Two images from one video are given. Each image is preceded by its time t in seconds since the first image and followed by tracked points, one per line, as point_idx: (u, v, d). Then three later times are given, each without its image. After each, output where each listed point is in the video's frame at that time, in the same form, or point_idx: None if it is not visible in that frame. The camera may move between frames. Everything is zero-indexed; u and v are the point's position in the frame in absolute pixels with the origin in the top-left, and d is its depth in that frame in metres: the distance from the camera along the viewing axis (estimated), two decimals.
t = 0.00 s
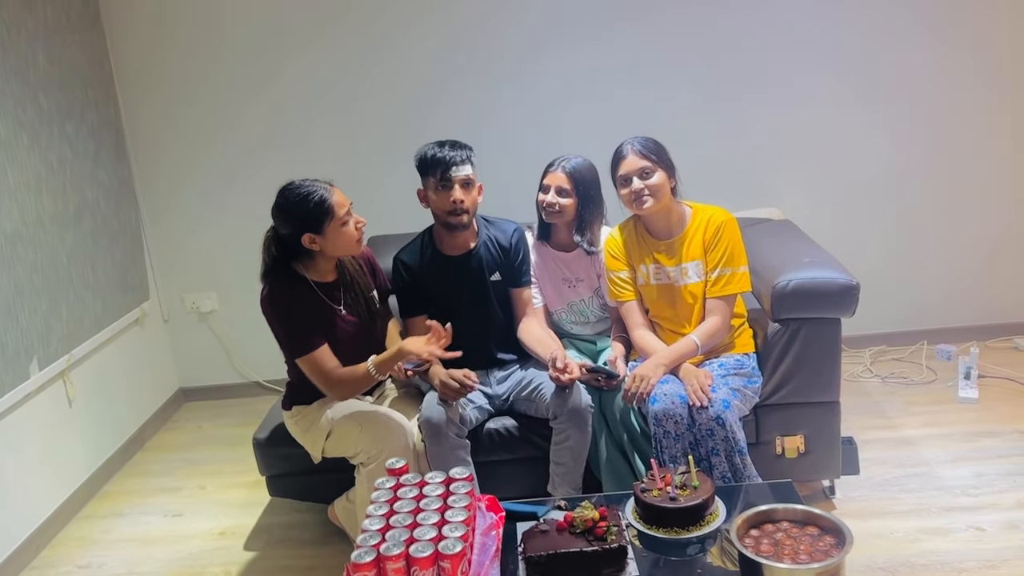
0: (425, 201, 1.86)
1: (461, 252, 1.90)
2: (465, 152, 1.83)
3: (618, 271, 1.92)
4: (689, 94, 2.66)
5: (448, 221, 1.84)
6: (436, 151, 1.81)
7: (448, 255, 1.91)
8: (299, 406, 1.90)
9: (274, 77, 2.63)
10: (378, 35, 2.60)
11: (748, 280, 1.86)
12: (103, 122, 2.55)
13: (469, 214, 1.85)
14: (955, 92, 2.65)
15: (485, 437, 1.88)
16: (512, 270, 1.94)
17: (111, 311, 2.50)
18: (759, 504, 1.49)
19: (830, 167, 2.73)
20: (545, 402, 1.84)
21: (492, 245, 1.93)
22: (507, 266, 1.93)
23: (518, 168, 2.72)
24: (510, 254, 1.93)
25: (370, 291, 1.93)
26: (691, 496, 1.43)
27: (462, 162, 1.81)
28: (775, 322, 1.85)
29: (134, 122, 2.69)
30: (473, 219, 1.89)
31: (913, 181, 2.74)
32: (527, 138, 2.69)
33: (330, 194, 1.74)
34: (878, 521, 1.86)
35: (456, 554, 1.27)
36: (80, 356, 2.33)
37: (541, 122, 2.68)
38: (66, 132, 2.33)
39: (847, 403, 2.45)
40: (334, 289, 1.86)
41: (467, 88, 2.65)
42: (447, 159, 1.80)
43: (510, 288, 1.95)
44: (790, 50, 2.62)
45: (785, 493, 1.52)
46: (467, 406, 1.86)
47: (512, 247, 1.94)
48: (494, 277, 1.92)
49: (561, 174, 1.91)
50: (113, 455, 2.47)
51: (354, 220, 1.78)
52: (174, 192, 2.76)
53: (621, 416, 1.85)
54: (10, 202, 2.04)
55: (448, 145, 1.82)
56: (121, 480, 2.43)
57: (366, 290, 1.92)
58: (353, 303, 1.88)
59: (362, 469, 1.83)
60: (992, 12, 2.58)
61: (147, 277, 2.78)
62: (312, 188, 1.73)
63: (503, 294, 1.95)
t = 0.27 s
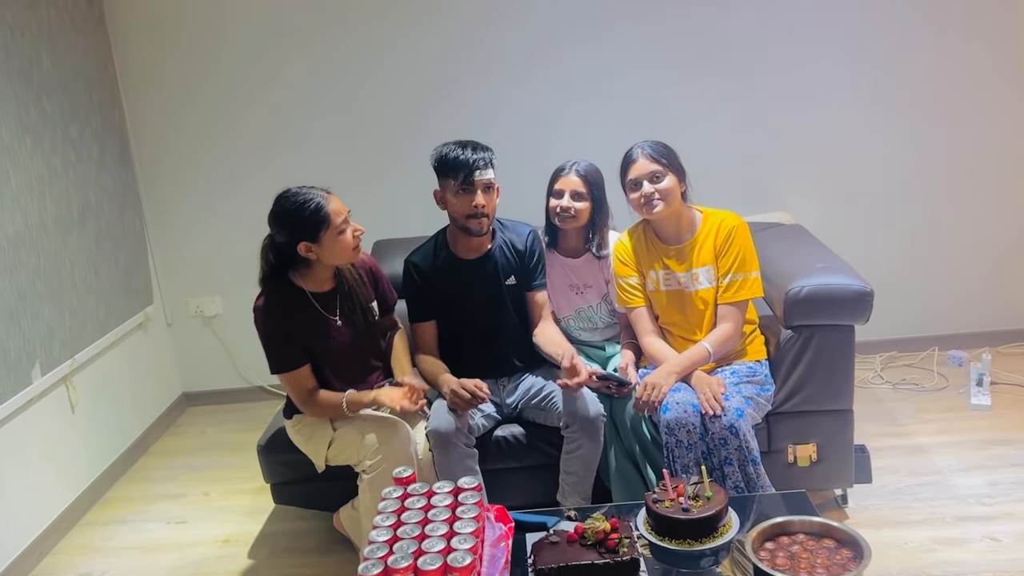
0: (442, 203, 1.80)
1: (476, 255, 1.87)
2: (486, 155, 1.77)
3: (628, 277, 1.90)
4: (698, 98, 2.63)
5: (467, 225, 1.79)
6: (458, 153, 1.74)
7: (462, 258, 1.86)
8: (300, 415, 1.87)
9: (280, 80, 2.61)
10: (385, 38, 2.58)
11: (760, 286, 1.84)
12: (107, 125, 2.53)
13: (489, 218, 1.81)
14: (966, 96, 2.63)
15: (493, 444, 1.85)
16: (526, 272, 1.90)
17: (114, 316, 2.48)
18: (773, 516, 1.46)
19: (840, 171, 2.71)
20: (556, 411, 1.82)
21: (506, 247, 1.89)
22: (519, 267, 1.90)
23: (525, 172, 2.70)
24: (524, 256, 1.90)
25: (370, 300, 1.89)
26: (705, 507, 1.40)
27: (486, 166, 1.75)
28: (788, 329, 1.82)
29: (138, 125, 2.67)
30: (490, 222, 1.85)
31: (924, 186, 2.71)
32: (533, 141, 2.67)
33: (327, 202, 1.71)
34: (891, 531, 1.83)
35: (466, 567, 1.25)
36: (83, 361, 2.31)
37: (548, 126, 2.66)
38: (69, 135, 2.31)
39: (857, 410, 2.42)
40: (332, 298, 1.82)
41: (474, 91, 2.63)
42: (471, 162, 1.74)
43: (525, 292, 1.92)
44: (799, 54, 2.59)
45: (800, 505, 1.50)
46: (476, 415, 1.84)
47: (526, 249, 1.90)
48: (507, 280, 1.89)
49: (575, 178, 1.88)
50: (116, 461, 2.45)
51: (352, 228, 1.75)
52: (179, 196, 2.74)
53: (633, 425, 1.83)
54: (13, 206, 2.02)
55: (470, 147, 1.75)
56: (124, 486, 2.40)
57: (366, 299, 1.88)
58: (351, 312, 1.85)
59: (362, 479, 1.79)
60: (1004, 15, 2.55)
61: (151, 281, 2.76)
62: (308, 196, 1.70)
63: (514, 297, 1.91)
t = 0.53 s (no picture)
0: (453, 199, 1.78)
1: (486, 251, 1.85)
2: (497, 149, 1.74)
3: (637, 280, 1.88)
4: (706, 99, 2.61)
5: (478, 220, 1.76)
6: (470, 148, 1.72)
7: (471, 256, 1.85)
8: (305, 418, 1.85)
9: (286, 80, 2.60)
10: (392, 38, 2.57)
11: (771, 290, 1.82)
12: (112, 125, 2.52)
13: (500, 213, 1.78)
14: (978, 97, 2.60)
15: (500, 448, 1.84)
16: (537, 268, 1.89)
17: (119, 316, 2.47)
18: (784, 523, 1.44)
19: (850, 173, 2.68)
20: (564, 415, 1.79)
21: (515, 245, 1.88)
22: (529, 263, 1.88)
23: (531, 173, 2.68)
24: (534, 252, 1.89)
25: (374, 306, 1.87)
26: (714, 513, 1.39)
27: (496, 160, 1.72)
28: (799, 333, 1.80)
29: (144, 125, 2.66)
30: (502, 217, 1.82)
31: (935, 188, 2.69)
32: (540, 142, 2.65)
33: (329, 207, 1.69)
34: (902, 538, 1.81)
35: (472, 573, 1.23)
36: (88, 362, 2.30)
37: (555, 126, 2.64)
38: (75, 135, 2.30)
39: (867, 414, 2.40)
40: (335, 303, 1.81)
41: (481, 92, 2.61)
42: (481, 157, 1.71)
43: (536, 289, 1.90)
44: (809, 54, 2.57)
45: (811, 512, 1.47)
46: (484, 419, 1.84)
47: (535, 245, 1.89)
48: (516, 279, 1.87)
49: (586, 179, 1.86)
50: (120, 462, 2.44)
51: (355, 233, 1.73)
52: (185, 196, 2.73)
53: (641, 430, 1.82)
54: (18, 206, 2.01)
55: (480, 142, 1.73)
56: (129, 487, 2.39)
57: (370, 304, 1.85)
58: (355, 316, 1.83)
59: (368, 484, 1.78)
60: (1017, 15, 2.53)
61: (157, 281, 2.76)
62: (311, 201, 1.68)
63: (524, 294, 1.89)
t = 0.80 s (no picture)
0: (456, 195, 1.77)
1: (492, 248, 1.83)
2: (498, 145, 1.74)
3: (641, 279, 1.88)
4: (713, 97, 2.60)
5: (479, 216, 1.75)
6: (469, 143, 1.73)
7: (475, 253, 1.84)
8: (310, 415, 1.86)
9: (293, 79, 2.61)
10: (398, 37, 2.57)
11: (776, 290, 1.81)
12: (121, 123, 2.54)
13: (501, 209, 1.75)
14: (989, 96, 2.58)
15: (502, 447, 1.84)
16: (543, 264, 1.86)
17: (127, 312, 2.49)
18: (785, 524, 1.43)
19: (858, 173, 2.66)
20: (566, 415, 1.79)
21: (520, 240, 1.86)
22: (535, 258, 1.86)
23: (537, 171, 2.68)
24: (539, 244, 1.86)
25: (376, 303, 1.87)
26: (715, 514, 1.38)
27: (496, 155, 1.71)
28: (804, 333, 1.79)
29: (153, 123, 2.68)
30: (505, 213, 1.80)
31: (945, 188, 2.66)
32: (546, 140, 2.65)
33: (328, 203, 1.70)
34: (907, 540, 1.79)
35: (470, 571, 1.23)
36: (95, 358, 2.32)
37: (562, 125, 2.63)
38: (83, 132, 2.32)
39: (874, 415, 2.38)
40: (335, 300, 1.81)
41: (487, 90, 2.61)
42: (480, 152, 1.71)
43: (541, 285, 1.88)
44: (818, 54, 2.55)
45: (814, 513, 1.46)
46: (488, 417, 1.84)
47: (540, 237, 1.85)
48: (522, 275, 1.85)
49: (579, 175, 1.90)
50: (127, 458, 2.45)
51: (352, 231, 1.72)
52: (193, 194, 2.74)
53: (644, 429, 1.81)
54: (26, 203, 2.03)
55: (481, 137, 1.73)
56: (136, 483, 2.41)
57: (373, 302, 1.85)
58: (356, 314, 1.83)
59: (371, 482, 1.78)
60: None
61: (165, 278, 2.77)
62: (310, 196, 1.69)
63: (530, 291, 1.87)
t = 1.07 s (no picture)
0: (456, 198, 1.78)
1: (491, 251, 1.84)
2: (496, 148, 1.73)
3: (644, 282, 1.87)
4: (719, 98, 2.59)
5: (473, 221, 1.75)
6: (465, 146, 1.73)
7: (476, 256, 1.84)
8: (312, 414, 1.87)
9: (299, 78, 2.62)
10: (404, 37, 2.58)
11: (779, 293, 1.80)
12: (130, 123, 2.56)
13: (496, 215, 1.74)
14: (998, 98, 2.55)
15: (503, 448, 1.84)
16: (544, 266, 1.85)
17: (135, 310, 2.51)
18: (783, 527, 1.43)
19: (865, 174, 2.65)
20: (566, 416, 1.79)
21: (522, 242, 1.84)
22: (536, 261, 1.84)
23: (542, 171, 2.68)
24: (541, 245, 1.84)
25: (378, 300, 1.87)
26: (712, 517, 1.38)
27: (490, 159, 1.71)
28: (805, 336, 1.78)
29: (161, 123, 2.70)
30: (504, 217, 1.79)
31: (953, 190, 2.64)
32: (551, 141, 2.65)
33: (319, 194, 1.73)
34: (908, 544, 1.79)
35: (464, 572, 1.23)
36: (103, 355, 2.34)
37: (567, 125, 2.63)
38: (92, 132, 2.34)
39: (878, 418, 2.37)
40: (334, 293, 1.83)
41: (493, 90, 2.61)
42: (476, 155, 1.71)
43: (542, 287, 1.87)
44: (825, 54, 2.54)
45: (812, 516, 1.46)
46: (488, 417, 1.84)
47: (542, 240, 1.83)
48: (523, 277, 1.84)
49: (579, 177, 1.92)
50: (134, 454, 2.48)
51: (341, 223, 1.74)
52: (201, 193, 2.77)
53: (645, 431, 1.80)
54: (34, 202, 2.05)
55: (479, 140, 1.74)
56: (142, 479, 2.43)
57: (374, 298, 1.86)
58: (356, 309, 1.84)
59: (371, 481, 1.79)
60: None
61: (173, 276, 2.80)
62: (304, 185, 1.73)
63: (531, 293, 1.86)
